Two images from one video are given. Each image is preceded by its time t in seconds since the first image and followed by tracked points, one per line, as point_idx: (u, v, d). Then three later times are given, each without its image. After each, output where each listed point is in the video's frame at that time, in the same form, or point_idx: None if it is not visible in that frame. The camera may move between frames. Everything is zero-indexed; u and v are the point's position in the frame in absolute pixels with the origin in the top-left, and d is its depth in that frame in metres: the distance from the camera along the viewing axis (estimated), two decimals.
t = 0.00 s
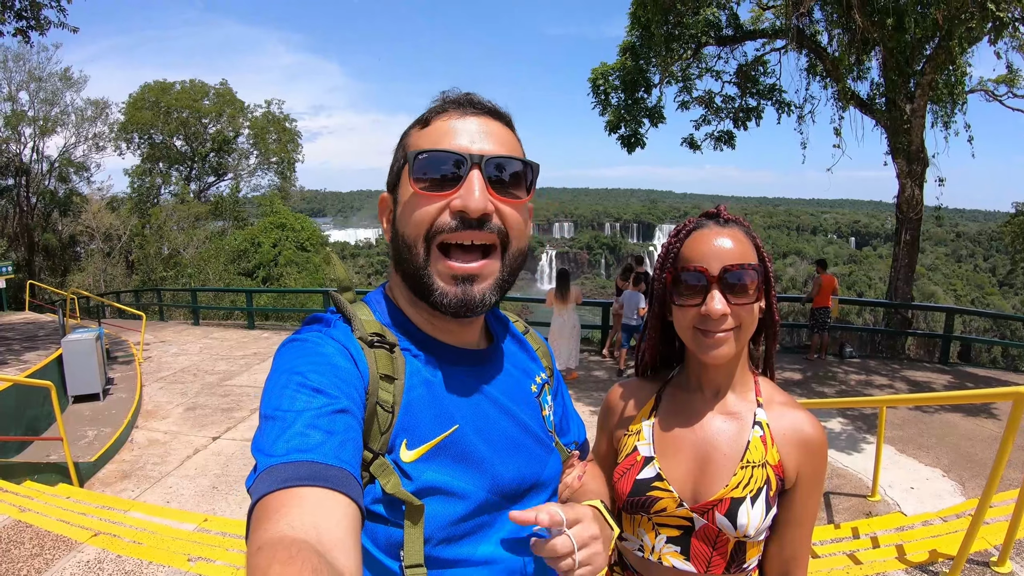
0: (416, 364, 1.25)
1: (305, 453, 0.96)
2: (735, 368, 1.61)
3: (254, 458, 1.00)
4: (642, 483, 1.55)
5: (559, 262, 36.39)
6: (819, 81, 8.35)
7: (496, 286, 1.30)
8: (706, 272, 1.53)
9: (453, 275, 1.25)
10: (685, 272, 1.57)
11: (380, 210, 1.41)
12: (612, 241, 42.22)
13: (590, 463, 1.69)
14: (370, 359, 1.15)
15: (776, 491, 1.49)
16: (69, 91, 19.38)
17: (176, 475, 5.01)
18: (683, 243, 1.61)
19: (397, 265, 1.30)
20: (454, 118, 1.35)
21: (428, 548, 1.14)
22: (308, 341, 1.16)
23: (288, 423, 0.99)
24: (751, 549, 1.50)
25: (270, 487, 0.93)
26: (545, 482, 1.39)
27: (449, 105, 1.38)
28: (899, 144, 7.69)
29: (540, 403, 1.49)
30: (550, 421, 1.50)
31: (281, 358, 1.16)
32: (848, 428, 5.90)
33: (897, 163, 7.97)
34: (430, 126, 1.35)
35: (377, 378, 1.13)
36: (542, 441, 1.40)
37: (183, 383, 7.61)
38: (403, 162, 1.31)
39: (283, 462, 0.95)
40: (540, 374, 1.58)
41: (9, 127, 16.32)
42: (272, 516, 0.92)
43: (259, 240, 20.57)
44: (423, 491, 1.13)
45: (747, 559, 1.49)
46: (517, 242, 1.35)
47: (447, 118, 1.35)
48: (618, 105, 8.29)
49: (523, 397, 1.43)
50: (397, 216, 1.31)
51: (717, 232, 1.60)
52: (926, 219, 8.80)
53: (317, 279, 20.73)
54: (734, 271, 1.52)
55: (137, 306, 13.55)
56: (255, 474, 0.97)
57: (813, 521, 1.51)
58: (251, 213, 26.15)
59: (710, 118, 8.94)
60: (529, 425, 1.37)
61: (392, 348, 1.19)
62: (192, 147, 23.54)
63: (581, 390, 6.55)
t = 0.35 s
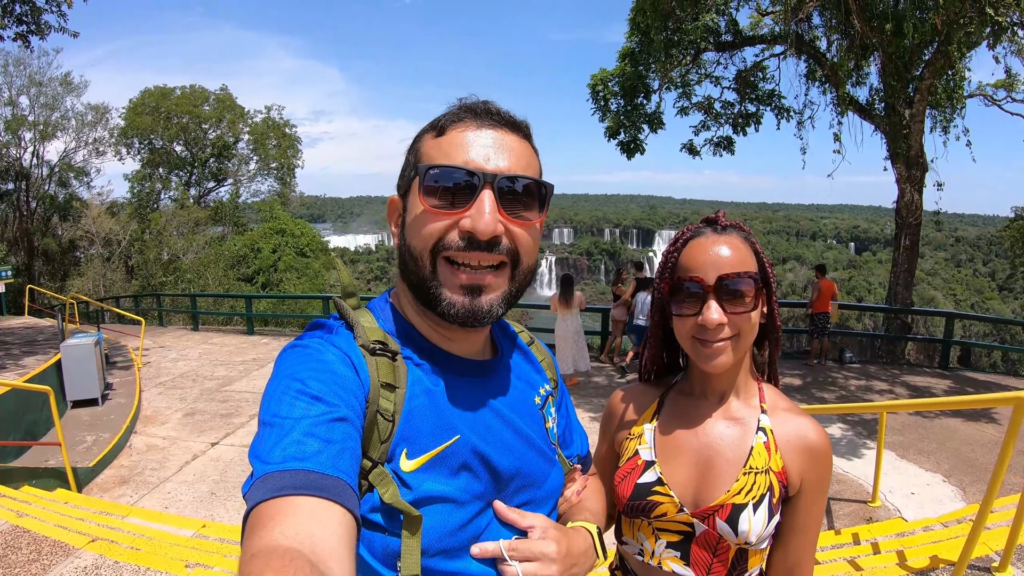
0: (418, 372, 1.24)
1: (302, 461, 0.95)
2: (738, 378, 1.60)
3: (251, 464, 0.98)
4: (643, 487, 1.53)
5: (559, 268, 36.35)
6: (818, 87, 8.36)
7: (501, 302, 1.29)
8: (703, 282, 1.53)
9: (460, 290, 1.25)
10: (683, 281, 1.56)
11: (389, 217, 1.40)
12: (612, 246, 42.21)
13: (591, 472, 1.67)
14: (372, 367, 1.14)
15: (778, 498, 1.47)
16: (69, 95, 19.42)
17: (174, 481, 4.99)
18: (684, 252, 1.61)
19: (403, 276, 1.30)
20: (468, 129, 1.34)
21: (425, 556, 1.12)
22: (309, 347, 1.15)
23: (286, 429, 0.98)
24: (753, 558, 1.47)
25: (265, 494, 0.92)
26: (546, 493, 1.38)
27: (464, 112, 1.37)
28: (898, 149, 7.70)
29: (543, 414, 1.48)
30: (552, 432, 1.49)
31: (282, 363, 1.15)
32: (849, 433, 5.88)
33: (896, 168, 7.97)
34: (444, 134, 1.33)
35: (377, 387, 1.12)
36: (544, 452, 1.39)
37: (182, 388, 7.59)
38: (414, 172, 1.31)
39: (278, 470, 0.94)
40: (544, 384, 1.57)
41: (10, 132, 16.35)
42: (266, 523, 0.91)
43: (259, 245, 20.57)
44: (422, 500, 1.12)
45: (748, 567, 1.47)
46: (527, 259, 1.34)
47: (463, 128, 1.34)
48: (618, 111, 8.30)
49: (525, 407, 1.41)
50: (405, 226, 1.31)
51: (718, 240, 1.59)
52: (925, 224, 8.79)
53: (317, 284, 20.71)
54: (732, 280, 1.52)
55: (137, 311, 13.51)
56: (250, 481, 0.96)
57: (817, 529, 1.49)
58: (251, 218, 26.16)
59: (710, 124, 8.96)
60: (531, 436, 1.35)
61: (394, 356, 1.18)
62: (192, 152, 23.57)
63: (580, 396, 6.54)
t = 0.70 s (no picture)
0: (418, 372, 1.26)
1: (298, 463, 0.96)
2: (737, 375, 1.61)
3: (248, 465, 0.99)
4: (640, 481, 1.56)
5: (559, 271, 36.35)
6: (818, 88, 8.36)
7: (509, 300, 1.31)
8: (702, 279, 1.54)
9: (471, 289, 1.26)
10: (683, 280, 1.58)
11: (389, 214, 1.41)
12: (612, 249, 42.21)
13: (592, 470, 1.69)
14: (370, 367, 1.16)
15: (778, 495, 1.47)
16: (70, 101, 19.49)
17: (176, 485, 5.00)
18: (686, 249, 1.61)
19: (408, 274, 1.31)
20: (472, 127, 1.35)
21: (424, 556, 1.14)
22: (307, 347, 1.16)
23: (283, 430, 1.00)
24: (752, 557, 1.47)
25: (261, 495, 0.93)
26: (546, 492, 1.39)
27: (468, 110, 1.37)
28: (898, 149, 7.70)
29: (544, 414, 1.50)
30: (553, 431, 1.50)
31: (281, 363, 1.16)
32: (850, 434, 5.87)
33: (896, 168, 7.97)
34: (448, 131, 1.34)
35: (376, 387, 1.14)
36: (544, 451, 1.40)
37: (184, 393, 7.60)
38: (416, 171, 1.32)
39: (276, 470, 0.95)
40: (546, 384, 1.58)
41: (10, 137, 16.40)
42: (262, 525, 0.92)
43: (259, 250, 20.59)
44: (421, 500, 1.13)
45: (747, 566, 1.47)
46: (531, 258, 1.36)
47: (466, 126, 1.35)
48: (617, 114, 8.32)
49: (526, 407, 1.43)
50: (408, 224, 1.32)
51: (717, 238, 1.59)
52: (925, 224, 8.79)
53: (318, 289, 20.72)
54: (730, 279, 1.53)
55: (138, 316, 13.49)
56: (248, 482, 0.97)
57: (819, 531, 1.49)
58: (252, 223, 26.20)
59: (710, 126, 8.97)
60: (530, 436, 1.37)
61: (393, 355, 1.20)
62: (192, 157, 23.60)
63: (581, 398, 6.55)
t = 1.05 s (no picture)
0: (420, 380, 1.25)
1: (302, 470, 0.96)
2: (740, 380, 1.61)
3: (252, 472, 0.99)
4: (646, 492, 1.54)
5: (559, 274, 36.37)
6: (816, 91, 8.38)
7: (519, 300, 1.31)
8: (704, 287, 1.54)
9: (483, 290, 1.26)
10: (684, 287, 1.57)
11: (391, 221, 1.40)
12: (611, 252, 42.21)
13: (596, 476, 1.68)
14: (373, 374, 1.16)
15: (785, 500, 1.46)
16: (70, 107, 19.53)
17: (177, 491, 4.98)
18: (689, 254, 1.60)
19: (415, 280, 1.30)
20: (475, 131, 1.35)
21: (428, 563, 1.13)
22: (309, 354, 1.16)
23: (287, 436, 1.00)
24: (758, 562, 1.47)
25: (265, 502, 0.93)
26: (550, 498, 1.39)
27: (470, 115, 1.38)
28: (896, 151, 7.72)
29: (546, 419, 1.50)
30: (555, 437, 1.50)
31: (284, 371, 1.16)
32: (852, 437, 5.86)
33: (895, 170, 7.97)
34: (451, 137, 1.34)
35: (379, 394, 1.14)
36: (546, 458, 1.40)
37: (184, 399, 7.59)
38: (419, 179, 1.32)
39: (281, 476, 0.95)
40: (547, 390, 1.59)
41: (10, 143, 16.43)
42: (266, 532, 0.91)
43: (259, 255, 20.60)
44: (425, 506, 1.13)
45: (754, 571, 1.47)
46: (539, 259, 1.36)
47: (468, 130, 1.35)
48: (616, 118, 8.33)
49: (528, 414, 1.43)
50: (414, 231, 1.31)
51: (717, 243, 1.59)
52: (924, 226, 8.79)
53: (318, 294, 20.72)
54: (733, 285, 1.52)
55: (137, 322, 13.47)
56: (251, 490, 0.96)
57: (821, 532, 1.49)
58: (252, 228, 26.21)
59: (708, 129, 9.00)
60: (533, 442, 1.36)
61: (396, 362, 1.20)
62: (192, 163, 23.65)
63: (581, 402, 6.54)
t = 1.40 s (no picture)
0: (419, 383, 1.25)
1: (302, 472, 0.96)
2: (737, 385, 1.60)
3: (252, 476, 0.98)
4: (650, 503, 1.51)
5: (559, 276, 36.36)
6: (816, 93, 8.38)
7: (503, 305, 1.30)
8: (724, 290, 1.51)
9: (462, 291, 1.25)
10: (702, 286, 1.55)
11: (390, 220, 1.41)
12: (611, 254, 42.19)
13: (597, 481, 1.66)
14: (372, 377, 1.16)
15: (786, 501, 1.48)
16: (70, 107, 19.52)
17: (175, 492, 4.97)
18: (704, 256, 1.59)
19: (405, 279, 1.31)
20: (470, 133, 1.36)
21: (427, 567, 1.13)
22: (308, 357, 1.16)
23: (286, 439, 0.99)
24: (762, 563, 1.48)
25: (264, 506, 0.92)
26: (549, 502, 1.38)
27: (467, 118, 1.38)
28: (896, 154, 7.72)
29: (546, 423, 1.50)
30: (555, 441, 1.49)
31: (283, 374, 1.15)
32: (851, 439, 5.85)
33: (895, 173, 7.97)
34: (447, 139, 1.35)
35: (378, 397, 1.14)
36: (546, 462, 1.39)
37: (183, 400, 7.58)
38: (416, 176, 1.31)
39: (280, 480, 0.94)
40: (547, 393, 1.58)
41: (10, 143, 16.42)
42: (267, 535, 0.91)
43: (259, 256, 20.60)
44: (424, 509, 1.13)
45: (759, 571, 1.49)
46: (530, 261, 1.35)
47: (464, 132, 1.36)
48: (617, 120, 8.33)
49: (528, 416, 1.43)
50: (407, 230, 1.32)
51: (742, 248, 1.57)
52: (924, 228, 8.79)
53: (318, 295, 20.72)
54: (752, 296, 1.51)
55: (136, 322, 13.44)
56: (250, 494, 0.96)
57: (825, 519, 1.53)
58: (252, 229, 26.21)
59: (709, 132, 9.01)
60: (533, 445, 1.36)
61: (395, 365, 1.20)
62: (192, 163, 23.66)
63: (581, 404, 6.53)
